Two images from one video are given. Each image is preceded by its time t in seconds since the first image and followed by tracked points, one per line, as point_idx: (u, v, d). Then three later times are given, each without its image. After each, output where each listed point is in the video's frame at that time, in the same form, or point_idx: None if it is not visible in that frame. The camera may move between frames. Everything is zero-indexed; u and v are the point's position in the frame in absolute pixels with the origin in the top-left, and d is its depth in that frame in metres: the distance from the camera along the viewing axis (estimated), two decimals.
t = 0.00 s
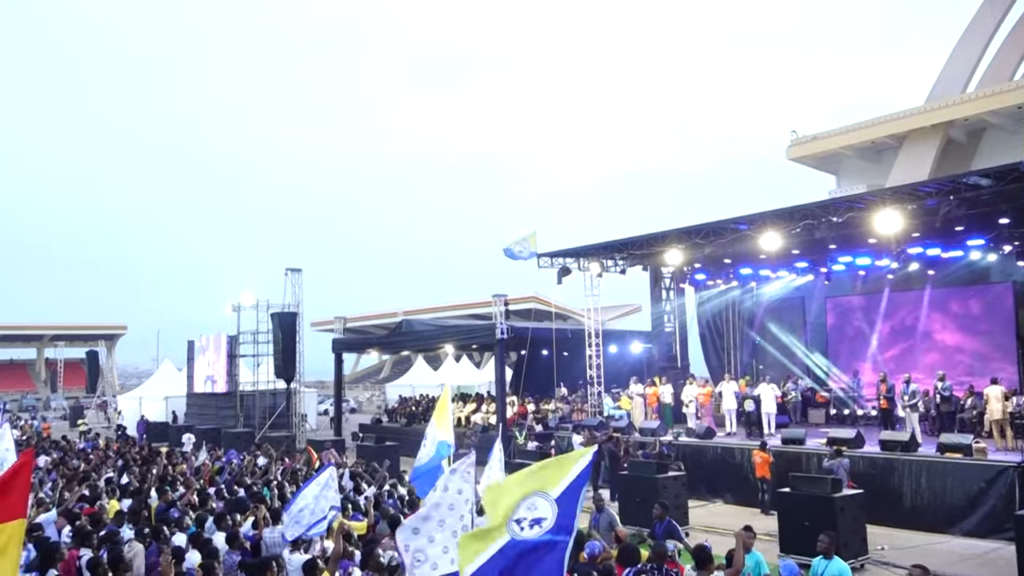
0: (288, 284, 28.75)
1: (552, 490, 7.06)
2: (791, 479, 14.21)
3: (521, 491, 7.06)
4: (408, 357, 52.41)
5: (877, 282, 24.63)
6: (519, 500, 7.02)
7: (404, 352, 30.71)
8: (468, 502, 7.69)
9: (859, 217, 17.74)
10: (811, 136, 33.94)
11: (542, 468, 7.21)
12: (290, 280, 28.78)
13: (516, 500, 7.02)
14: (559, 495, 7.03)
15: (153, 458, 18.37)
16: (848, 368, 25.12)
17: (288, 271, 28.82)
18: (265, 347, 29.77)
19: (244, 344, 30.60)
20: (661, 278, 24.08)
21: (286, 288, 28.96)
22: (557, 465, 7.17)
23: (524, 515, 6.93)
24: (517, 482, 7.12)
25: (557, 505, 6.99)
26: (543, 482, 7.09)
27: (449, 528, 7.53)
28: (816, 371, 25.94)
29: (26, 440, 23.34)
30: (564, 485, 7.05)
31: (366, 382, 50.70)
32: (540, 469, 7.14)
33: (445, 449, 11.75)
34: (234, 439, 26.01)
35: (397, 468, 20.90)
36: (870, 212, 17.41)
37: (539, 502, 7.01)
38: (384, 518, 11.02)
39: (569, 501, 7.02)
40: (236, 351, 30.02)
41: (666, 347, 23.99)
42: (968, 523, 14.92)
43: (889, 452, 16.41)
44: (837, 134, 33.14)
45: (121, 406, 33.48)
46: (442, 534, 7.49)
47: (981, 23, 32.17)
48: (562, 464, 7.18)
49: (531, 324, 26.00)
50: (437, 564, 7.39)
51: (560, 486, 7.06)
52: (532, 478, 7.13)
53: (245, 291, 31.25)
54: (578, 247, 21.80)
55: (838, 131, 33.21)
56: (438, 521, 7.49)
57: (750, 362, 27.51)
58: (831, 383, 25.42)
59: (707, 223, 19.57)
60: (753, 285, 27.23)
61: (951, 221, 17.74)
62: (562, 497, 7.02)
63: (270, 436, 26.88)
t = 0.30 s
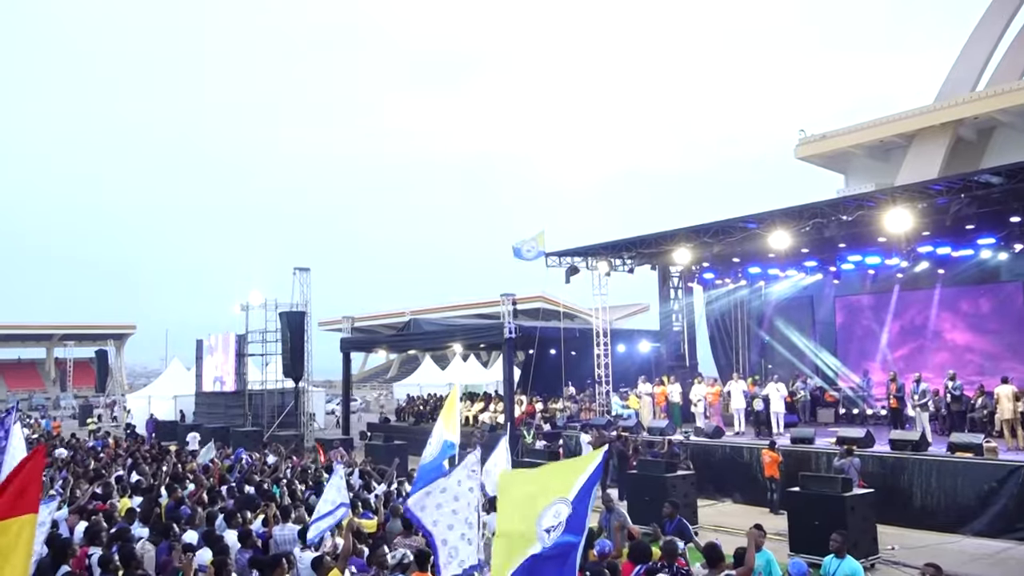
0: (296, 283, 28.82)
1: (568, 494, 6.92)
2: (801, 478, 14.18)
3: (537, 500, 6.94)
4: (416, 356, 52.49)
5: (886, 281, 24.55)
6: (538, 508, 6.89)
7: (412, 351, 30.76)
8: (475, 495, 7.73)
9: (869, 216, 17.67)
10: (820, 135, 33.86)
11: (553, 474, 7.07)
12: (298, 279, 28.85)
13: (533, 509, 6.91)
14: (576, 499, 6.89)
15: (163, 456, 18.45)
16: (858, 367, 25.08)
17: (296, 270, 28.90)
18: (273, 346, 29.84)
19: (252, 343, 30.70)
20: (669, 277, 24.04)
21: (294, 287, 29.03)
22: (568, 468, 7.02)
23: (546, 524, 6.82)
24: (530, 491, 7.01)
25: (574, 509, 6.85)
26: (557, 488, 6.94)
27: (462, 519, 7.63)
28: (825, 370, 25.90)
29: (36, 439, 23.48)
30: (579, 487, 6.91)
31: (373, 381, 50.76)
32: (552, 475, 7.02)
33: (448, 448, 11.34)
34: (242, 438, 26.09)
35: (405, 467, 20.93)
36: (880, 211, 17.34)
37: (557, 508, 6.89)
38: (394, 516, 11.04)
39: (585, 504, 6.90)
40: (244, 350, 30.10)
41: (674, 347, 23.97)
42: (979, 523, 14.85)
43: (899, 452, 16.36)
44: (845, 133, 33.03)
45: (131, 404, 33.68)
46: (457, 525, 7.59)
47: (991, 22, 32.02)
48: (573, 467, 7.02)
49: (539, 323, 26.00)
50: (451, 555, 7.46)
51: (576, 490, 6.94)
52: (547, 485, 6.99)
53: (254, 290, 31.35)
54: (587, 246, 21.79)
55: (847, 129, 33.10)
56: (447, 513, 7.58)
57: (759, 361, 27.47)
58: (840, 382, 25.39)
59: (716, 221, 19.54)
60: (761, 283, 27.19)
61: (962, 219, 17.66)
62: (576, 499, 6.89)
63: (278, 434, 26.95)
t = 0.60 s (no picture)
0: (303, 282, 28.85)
1: (564, 484, 7.20)
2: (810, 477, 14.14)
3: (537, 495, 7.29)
4: (422, 355, 52.53)
5: (895, 280, 24.47)
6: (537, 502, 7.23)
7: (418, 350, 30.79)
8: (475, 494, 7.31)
9: (878, 214, 17.60)
10: (828, 134, 33.78)
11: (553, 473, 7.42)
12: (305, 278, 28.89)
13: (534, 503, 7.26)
14: (571, 489, 7.12)
15: (172, 454, 18.50)
16: (867, 366, 25.03)
17: (304, 269, 28.95)
18: (280, 344, 29.91)
19: (260, 342, 30.76)
20: (677, 276, 24.02)
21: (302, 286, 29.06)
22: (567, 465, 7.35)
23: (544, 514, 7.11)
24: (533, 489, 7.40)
25: (570, 497, 7.06)
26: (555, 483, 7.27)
27: (459, 518, 7.25)
28: (833, 368, 25.87)
29: (45, 437, 23.57)
30: (574, 478, 7.16)
31: (380, 380, 50.79)
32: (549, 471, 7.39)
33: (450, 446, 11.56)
34: (249, 436, 26.15)
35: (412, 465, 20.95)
36: (889, 209, 17.26)
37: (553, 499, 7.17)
38: (403, 513, 11.05)
39: (581, 493, 7.06)
40: (252, 349, 30.17)
41: (682, 345, 23.94)
42: (990, 522, 14.77)
43: (908, 451, 16.32)
44: (853, 132, 32.95)
45: (139, 403, 33.80)
46: (454, 523, 7.23)
47: (1000, 20, 31.86)
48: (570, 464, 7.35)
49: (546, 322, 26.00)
50: (444, 554, 7.10)
51: (570, 481, 7.18)
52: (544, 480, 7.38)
53: (261, 289, 31.41)
54: (594, 244, 21.77)
55: (855, 128, 32.98)
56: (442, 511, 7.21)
57: (767, 360, 27.44)
58: (848, 380, 25.37)
59: (724, 220, 19.48)
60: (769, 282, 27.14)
61: (971, 218, 17.58)
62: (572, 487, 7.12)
63: (286, 433, 26.99)
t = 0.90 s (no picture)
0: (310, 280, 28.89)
1: (572, 473, 7.13)
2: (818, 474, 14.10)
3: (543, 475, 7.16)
4: (429, 354, 52.62)
5: (904, 278, 24.39)
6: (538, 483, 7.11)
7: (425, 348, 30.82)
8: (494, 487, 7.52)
9: (887, 211, 17.53)
10: (835, 132, 33.70)
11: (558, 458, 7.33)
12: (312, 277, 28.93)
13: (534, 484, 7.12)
14: (580, 480, 7.06)
15: (180, 452, 18.56)
16: (875, 365, 24.96)
17: (310, 267, 29.02)
18: (287, 343, 29.97)
19: (267, 340, 30.83)
20: (684, 274, 24.00)
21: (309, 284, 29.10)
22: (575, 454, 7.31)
23: (547, 497, 7.01)
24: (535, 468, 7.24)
25: (579, 488, 7.01)
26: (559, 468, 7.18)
27: (480, 510, 7.39)
28: (841, 366, 25.82)
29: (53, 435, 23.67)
30: (583, 468, 7.10)
31: (387, 379, 50.86)
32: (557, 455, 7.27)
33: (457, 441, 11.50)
34: (256, 434, 26.22)
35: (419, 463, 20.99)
36: (898, 206, 17.19)
37: (560, 485, 7.07)
38: (411, 509, 11.07)
39: (590, 485, 7.04)
40: (259, 347, 30.23)
41: (689, 344, 23.92)
42: (1000, 521, 14.69)
43: (917, 449, 16.26)
44: (861, 130, 32.83)
45: (147, 401, 33.97)
46: (479, 515, 7.38)
47: (1009, 18, 31.71)
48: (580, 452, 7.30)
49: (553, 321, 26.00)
50: (472, 546, 7.28)
51: (580, 469, 7.12)
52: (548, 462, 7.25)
53: (268, 287, 31.50)
54: (602, 242, 21.75)
55: (862, 126, 32.89)
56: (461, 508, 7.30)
57: (774, 358, 27.40)
58: (856, 379, 25.30)
59: (732, 218, 19.43)
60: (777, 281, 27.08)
61: (981, 216, 17.51)
62: (583, 479, 7.06)
63: (293, 431, 27.05)
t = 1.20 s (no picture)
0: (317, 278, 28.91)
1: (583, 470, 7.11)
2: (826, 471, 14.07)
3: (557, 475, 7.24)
4: (435, 352, 52.65)
5: (912, 276, 24.31)
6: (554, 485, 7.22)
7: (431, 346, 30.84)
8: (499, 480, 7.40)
9: (896, 208, 17.45)
10: (842, 131, 33.60)
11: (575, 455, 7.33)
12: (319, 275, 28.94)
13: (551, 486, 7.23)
14: (590, 476, 7.04)
15: (187, 449, 18.60)
16: (883, 363, 24.88)
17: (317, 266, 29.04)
18: (294, 340, 30.00)
19: (274, 338, 30.86)
20: (691, 272, 23.97)
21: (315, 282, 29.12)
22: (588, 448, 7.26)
23: (560, 497, 7.09)
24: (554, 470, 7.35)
25: (588, 485, 7.01)
26: (574, 466, 7.21)
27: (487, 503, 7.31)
28: (849, 364, 25.76)
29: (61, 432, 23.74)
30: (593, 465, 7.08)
31: (393, 378, 50.91)
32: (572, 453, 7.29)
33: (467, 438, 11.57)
34: (263, 431, 26.27)
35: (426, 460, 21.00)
36: (907, 203, 17.11)
37: (571, 484, 7.10)
38: (419, 505, 11.07)
39: (600, 481, 7.01)
40: (266, 345, 30.26)
41: (696, 342, 23.90)
42: (1010, 519, 14.62)
43: (927, 447, 16.22)
44: (868, 128, 32.71)
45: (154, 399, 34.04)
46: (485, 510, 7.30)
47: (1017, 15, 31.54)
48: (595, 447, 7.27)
49: (559, 319, 25.97)
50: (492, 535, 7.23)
51: (590, 466, 7.09)
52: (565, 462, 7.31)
53: (275, 286, 31.55)
54: (609, 240, 21.71)
55: (870, 125, 32.78)
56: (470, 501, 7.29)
57: (781, 356, 27.34)
58: (864, 377, 25.23)
59: (740, 215, 19.37)
60: (784, 279, 27.02)
61: (990, 213, 17.44)
62: (591, 475, 7.04)
63: (300, 429, 27.09)
